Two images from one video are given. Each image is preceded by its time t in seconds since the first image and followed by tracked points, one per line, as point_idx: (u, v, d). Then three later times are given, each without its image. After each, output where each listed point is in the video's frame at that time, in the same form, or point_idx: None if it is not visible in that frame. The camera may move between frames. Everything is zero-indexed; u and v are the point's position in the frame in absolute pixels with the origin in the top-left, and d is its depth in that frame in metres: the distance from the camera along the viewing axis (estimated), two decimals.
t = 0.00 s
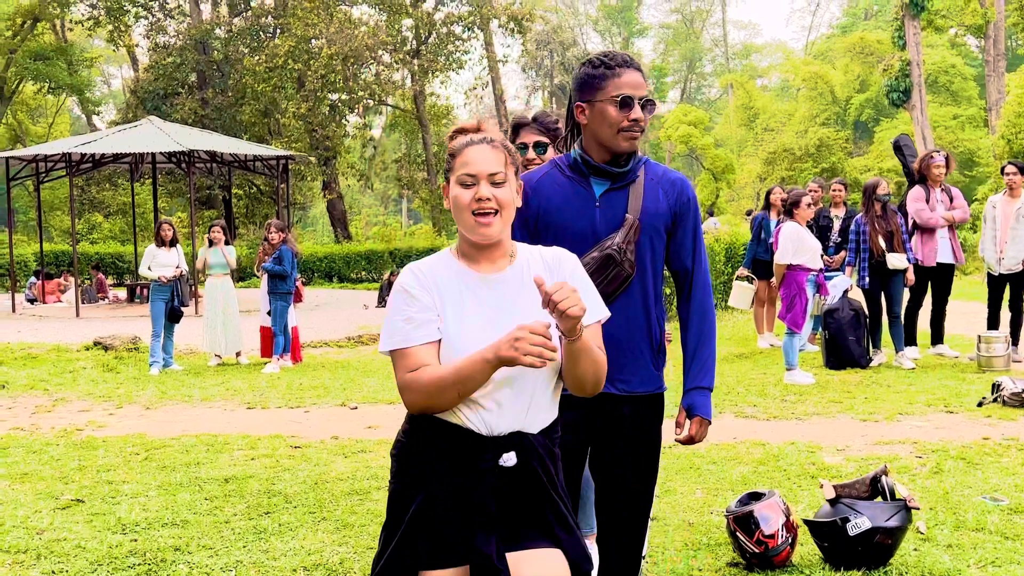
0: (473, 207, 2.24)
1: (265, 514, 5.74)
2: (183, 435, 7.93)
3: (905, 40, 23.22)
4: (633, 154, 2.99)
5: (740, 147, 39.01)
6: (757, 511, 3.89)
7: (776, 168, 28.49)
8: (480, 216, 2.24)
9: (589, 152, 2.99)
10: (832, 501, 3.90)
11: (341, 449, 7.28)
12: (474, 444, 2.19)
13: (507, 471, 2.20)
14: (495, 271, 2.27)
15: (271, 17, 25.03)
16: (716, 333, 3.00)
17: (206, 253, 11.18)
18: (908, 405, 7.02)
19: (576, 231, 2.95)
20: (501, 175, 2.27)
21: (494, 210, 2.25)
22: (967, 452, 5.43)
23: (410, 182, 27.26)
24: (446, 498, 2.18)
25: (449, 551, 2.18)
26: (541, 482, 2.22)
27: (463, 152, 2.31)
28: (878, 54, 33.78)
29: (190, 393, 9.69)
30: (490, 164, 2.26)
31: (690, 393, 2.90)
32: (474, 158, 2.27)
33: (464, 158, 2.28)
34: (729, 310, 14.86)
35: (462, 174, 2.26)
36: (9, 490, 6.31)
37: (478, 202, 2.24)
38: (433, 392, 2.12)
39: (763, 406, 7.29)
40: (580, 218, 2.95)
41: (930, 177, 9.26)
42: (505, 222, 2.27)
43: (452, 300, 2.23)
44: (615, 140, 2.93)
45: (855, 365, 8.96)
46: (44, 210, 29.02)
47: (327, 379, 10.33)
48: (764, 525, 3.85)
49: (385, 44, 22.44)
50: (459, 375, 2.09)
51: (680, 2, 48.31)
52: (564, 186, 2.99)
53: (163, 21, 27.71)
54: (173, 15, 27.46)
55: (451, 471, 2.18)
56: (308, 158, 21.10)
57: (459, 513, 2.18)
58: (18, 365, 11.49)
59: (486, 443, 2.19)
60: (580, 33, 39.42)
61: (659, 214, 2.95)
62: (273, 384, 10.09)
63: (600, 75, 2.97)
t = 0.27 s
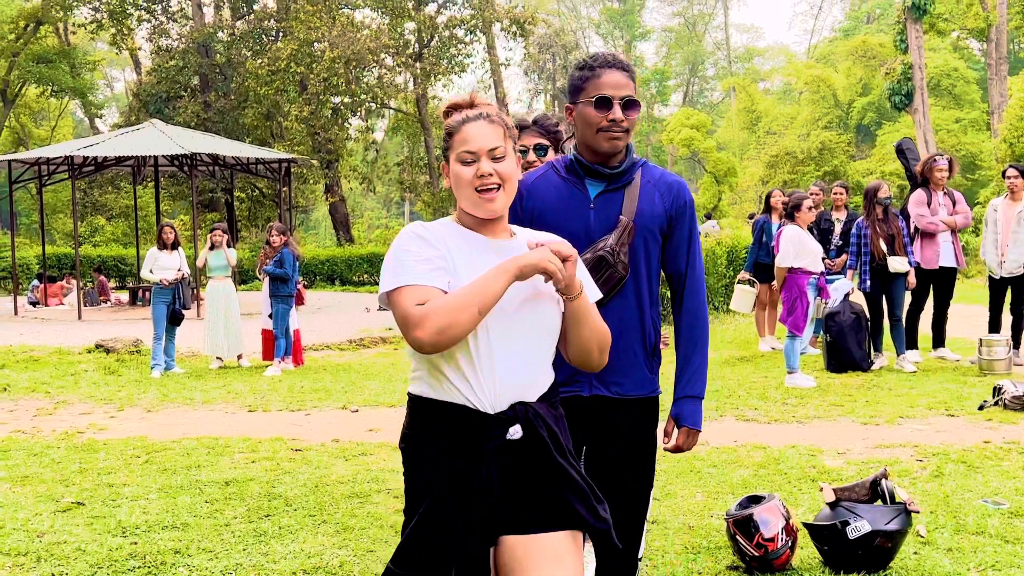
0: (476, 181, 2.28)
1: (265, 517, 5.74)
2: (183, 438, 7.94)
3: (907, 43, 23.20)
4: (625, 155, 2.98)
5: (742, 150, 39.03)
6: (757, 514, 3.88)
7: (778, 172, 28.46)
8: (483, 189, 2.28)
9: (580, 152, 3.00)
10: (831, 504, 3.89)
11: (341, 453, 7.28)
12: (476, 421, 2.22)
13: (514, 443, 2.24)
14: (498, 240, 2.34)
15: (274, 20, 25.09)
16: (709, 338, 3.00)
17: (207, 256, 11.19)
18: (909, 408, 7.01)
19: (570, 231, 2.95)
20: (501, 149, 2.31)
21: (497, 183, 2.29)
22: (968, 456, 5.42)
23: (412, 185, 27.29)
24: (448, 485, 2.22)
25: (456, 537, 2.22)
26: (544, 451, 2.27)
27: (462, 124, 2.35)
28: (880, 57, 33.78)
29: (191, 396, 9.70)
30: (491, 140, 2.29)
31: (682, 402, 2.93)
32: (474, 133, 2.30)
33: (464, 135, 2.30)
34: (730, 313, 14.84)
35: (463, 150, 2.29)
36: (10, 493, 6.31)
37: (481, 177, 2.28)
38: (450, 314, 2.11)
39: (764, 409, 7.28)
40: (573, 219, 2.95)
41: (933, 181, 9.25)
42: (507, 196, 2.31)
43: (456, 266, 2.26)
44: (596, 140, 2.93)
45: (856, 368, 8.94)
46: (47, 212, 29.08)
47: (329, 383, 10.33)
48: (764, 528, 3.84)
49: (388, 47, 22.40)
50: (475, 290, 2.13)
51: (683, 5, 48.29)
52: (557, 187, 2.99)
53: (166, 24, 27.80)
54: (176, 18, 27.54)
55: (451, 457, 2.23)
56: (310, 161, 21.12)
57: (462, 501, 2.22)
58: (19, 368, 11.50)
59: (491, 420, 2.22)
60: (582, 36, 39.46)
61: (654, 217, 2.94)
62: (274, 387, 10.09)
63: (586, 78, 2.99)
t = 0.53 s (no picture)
0: (478, 195, 2.29)
1: (266, 519, 5.74)
2: (184, 440, 7.94)
3: (909, 46, 23.19)
4: (620, 156, 2.98)
5: (744, 152, 39.06)
6: (757, 516, 3.88)
7: (779, 174, 28.44)
8: (484, 204, 2.29)
9: (573, 153, 3.01)
10: (832, 507, 3.89)
11: (342, 455, 7.28)
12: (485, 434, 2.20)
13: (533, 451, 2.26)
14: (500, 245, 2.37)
15: (275, 22, 25.15)
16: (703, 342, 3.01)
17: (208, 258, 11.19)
18: (910, 411, 7.00)
19: (564, 234, 2.95)
20: (501, 164, 2.32)
21: (498, 199, 2.30)
22: (968, 458, 5.42)
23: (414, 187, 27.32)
24: (450, 498, 2.21)
25: (463, 551, 2.21)
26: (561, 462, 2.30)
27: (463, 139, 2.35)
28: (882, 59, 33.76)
29: (192, 398, 9.70)
30: (492, 154, 2.31)
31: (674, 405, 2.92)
32: (476, 146, 2.31)
33: (464, 151, 2.30)
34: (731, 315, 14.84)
35: (463, 167, 2.30)
36: (11, 495, 6.32)
37: (482, 193, 2.29)
38: (477, 289, 2.10)
39: (765, 412, 7.27)
40: (566, 219, 2.96)
41: (934, 184, 9.27)
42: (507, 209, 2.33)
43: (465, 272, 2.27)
44: (585, 141, 2.94)
45: (857, 371, 8.94)
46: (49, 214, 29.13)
47: (330, 385, 10.33)
48: (764, 531, 3.84)
49: (389, 50, 22.41)
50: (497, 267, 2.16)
51: (684, 8, 48.34)
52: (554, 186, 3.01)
53: (168, 26, 27.87)
54: (177, 20, 27.62)
55: (453, 471, 2.21)
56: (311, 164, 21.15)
57: (463, 515, 2.20)
58: (21, 370, 11.51)
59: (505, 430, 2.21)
60: (584, 39, 39.51)
61: (648, 219, 2.93)
62: (275, 389, 10.09)
63: (576, 79, 3.00)
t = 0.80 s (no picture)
0: (481, 236, 2.26)
1: (267, 522, 5.75)
2: (186, 443, 7.94)
3: (910, 50, 23.19)
4: (608, 162, 3.00)
5: (746, 156, 39.07)
6: (758, 520, 3.88)
7: (781, 178, 28.42)
8: (488, 245, 2.27)
9: (561, 159, 3.03)
10: (833, 511, 3.89)
11: (343, 458, 7.28)
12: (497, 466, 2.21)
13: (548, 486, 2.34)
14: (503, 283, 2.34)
15: (277, 26, 25.22)
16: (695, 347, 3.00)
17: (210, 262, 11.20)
18: (911, 415, 6.99)
19: (554, 238, 2.95)
20: (503, 204, 2.30)
21: (502, 238, 2.28)
22: (969, 462, 5.42)
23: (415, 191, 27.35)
24: (450, 519, 2.23)
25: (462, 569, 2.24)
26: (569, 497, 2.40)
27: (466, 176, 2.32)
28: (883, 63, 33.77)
29: (194, 402, 9.70)
30: (494, 194, 2.28)
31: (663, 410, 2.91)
32: (477, 185, 2.29)
33: (468, 189, 2.28)
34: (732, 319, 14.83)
35: (466, 208, 2.27)
36: (12, 498, 6.32)
37: (484, 234, 2.26)
38: (540, 320, 2.14)
39: (766, 416, 7.26)
40: (554, 224, 2.97)
41: (936, 187, 9.28)
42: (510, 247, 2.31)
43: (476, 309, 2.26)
44: (571, 146, 2.97)
45: (858, 374, 8.94)
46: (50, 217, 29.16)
47: (331, 389, 10.33)
48: (765, 534, 3.84)
49: (391, 54, 22.44)
50: (571, 309, 2.19)
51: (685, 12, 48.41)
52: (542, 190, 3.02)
53: (169, 31, 27.94)
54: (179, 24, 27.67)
55: (453, 493, 2.22)
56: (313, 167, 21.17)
57: (463, 536, 2.22)
58: (22, 373, 11.52)
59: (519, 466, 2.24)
60: (585, 43, 39.53)
61: (637, 224, 2.94)
62: (277, 393, 10.10)
63: (562, 86, 3.01)
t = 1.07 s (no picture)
0: (477, 234, 2.20)
1: (269, 526, 5.75)
2: (187, 447, 7.94)
3: (911, 54, 23.22)
4: (594, 165, 3.00)
5: (747, 160, 39.10)
6: (760, 524, 3.88)
7: (781, 182, 28.43)
8: (484, 241, 2.20)
9: (547, 165, 3.05)
10: (834, 515, 3.90)
11: (344, 462, 7.28)
12: (496, 454, 2.15)
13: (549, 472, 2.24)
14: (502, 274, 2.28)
15: (279, 31, 25.31)
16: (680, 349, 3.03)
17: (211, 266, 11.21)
18: (913, 419, 6.99)
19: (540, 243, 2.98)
20: (496, 199, 2.24)
21: (498, 233, 2.22)
22: (971, 466, 5.42)
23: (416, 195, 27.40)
24: (451, 504, 2.19)
25: (461, 558, 2.20)
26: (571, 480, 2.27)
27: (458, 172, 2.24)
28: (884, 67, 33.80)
29: (195, 406, 9.71)
30: (487, 190, 2.21)
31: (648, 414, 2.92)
32: (471, 181, 2.21)
33: (459, 186, 2.21)
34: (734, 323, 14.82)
35: (460, 207, 2.21)
36: (15, 502, 6.32)
37: (481, 231, 2.20)
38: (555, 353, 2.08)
39: (767, 420, 7.26)
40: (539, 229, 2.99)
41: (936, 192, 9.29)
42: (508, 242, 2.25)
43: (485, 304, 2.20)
44: (553, 151, 2.96)
45: (859, 378, 8.95)
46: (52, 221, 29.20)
47: (332, 392, 10.32)
48: (766, 538, 3.84)
49: (393, 58, 22.49)
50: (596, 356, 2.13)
51: (687, 16, 48.51)
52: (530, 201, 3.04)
53: (171, 35, 28.00)
54: (181, 28, 27.73)
55: (451, 477, 2.19)
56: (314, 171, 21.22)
57: (462, 519, 2.18)
58: (24, 377, 11.52)
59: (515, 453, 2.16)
60: (586, 47, 39.59)
61: (621, 227, 2.95)
62: (278, 396, 10.10)
63: (545, 92, 3.00)
